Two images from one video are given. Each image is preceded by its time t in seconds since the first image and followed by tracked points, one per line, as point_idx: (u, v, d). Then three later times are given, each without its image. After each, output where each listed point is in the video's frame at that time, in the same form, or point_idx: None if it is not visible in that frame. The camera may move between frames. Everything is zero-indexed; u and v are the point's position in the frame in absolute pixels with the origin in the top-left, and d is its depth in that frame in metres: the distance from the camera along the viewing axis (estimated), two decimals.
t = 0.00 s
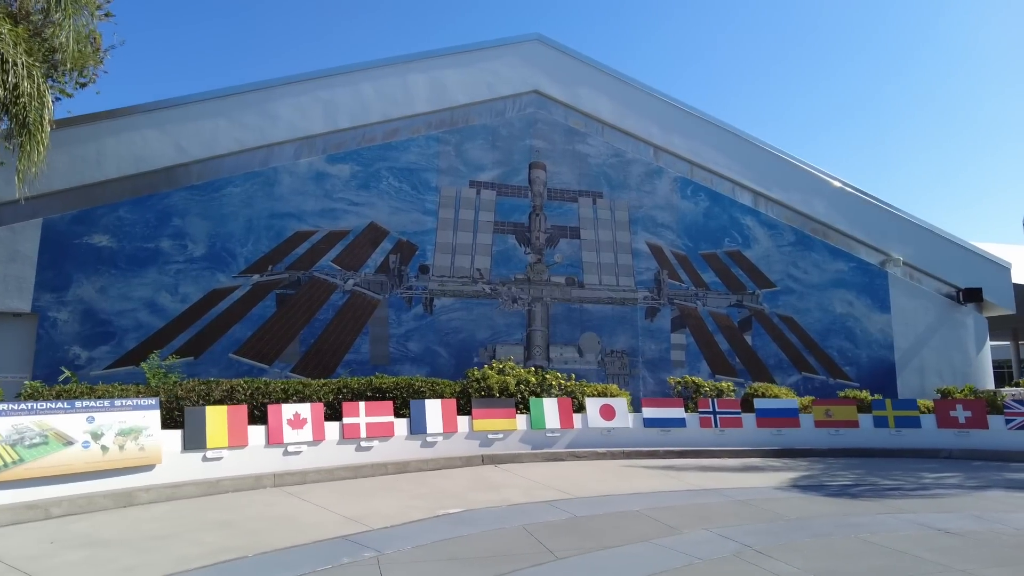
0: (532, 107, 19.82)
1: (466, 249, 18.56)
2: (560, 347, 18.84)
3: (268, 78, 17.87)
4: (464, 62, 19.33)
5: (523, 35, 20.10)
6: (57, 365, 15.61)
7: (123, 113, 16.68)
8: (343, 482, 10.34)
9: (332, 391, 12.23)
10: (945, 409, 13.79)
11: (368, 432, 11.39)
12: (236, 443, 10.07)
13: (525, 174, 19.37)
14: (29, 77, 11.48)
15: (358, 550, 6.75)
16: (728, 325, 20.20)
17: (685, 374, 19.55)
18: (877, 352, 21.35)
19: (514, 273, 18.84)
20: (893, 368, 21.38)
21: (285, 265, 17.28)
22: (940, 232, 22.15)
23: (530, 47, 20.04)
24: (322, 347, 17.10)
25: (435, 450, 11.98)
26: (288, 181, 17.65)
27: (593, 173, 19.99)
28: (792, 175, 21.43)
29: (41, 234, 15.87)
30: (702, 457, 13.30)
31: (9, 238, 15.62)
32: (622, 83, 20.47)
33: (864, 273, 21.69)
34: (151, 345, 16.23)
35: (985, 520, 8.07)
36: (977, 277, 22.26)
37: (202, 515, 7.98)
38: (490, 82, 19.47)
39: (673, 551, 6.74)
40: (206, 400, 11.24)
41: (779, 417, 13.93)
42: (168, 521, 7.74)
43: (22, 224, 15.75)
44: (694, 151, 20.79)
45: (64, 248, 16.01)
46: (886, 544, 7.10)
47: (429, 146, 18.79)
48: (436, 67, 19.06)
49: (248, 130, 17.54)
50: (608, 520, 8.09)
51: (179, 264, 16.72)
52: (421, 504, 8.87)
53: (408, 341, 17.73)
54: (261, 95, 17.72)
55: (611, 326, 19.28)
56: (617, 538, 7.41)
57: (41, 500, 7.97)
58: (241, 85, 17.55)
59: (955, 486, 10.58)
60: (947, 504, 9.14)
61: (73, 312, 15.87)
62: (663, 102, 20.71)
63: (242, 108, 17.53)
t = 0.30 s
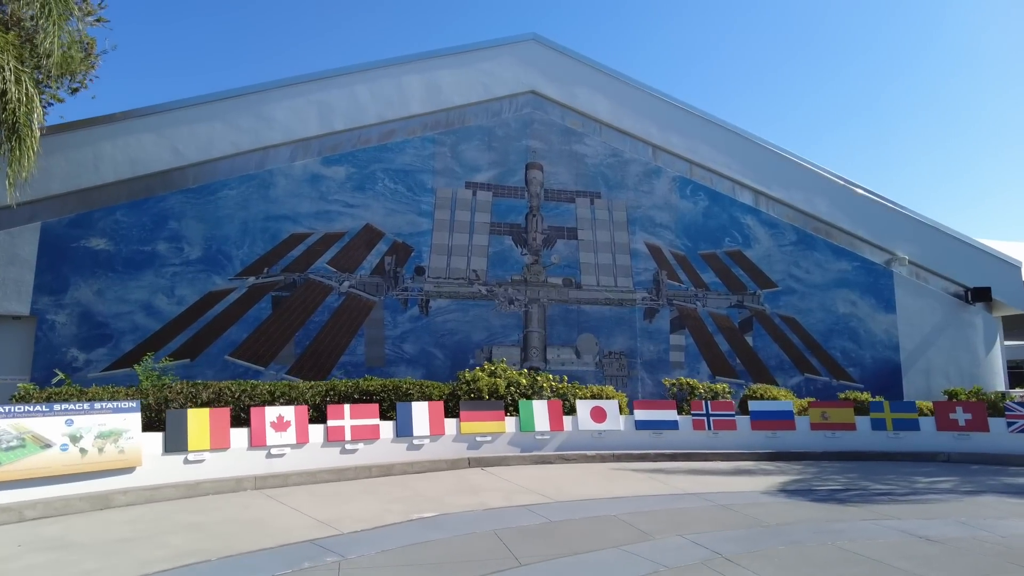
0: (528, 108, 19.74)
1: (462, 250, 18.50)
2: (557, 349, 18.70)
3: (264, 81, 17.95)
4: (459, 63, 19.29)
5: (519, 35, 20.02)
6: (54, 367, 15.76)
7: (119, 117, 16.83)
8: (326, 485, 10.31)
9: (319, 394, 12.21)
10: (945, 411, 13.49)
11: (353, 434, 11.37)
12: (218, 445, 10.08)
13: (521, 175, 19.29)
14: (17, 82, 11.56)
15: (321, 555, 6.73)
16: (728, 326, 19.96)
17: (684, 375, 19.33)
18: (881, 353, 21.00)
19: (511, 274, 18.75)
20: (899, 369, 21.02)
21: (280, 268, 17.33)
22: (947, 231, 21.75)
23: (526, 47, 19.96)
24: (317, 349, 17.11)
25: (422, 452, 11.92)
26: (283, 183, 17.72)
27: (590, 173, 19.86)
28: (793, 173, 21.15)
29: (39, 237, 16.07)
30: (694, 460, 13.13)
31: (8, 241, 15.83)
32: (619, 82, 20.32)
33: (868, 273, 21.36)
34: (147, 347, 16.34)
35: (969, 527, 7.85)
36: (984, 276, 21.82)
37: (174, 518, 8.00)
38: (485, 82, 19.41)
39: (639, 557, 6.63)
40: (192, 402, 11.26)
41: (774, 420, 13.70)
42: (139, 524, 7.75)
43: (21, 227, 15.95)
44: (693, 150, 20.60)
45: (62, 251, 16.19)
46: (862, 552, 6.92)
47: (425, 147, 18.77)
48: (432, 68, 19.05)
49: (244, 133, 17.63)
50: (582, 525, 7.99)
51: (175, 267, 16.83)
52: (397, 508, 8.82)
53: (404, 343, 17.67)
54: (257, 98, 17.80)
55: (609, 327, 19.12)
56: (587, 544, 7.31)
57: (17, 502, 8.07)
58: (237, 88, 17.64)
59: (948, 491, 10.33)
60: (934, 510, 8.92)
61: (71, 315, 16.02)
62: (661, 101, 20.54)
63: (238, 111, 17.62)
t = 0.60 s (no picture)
0: (523, 104, 19.57)
1: (456, 247, 18.38)
2: (552, 346, 18.54)
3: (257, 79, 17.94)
4: (454, 59, 19.17)
5: (515, 30, 19.85)
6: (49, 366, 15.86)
7: (113, 116, 16.88)
8: (303, 483, 10.30)
9: (303, 392, 12.12)
10: (942, 410, 13.18)
11: (334, 432, 11.31)
12: (197, 442, 10.06)
13: (516, 172, 19.14)
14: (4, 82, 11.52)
15: (281, 554, 6.64)
16: (727, 323, 19.67)
17: (681, 373, 19.08)
18: (884, 350, 20.63)
19: (505, 271, 18.62)
20: (902, 367, 20.64)
21: (273, 266, 17.33)
22: (952, 226, 21.32)
23: (522, 42, 19.79)
24: (309, 347, 17.07)
25: (406, 451, 11.82)
26: (276, 182, 17.71)
27: (586, 169, 19.66)
28: (794, 168, 20.81)
29: (34, 236, 16.16)
30: (684, 459, 12.92)
31: (3, 241, 15.93)
32: (616, 77, 20.09)
33: (871, 269, 20.98)
34: (141, 345, 16.39)
35: (953, 529, 7.59)
36: (991, 272, 21.37)
37: (143, 514, 7.96)
38: (480, 79, 19.27)
39: (603, 558, 6.48)
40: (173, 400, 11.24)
41: (767, 418, 13.45)
42: (107, 521, 7.72)
43: (15, 227, 16.05)
44: (691, 146, 20.34)
45: (56, 250, 16.27)
46: (836, 553, 6.71)
47: (419, 144, 18.67)
48: (426, 64, 18.94)
49: (237, 131, 17.64)
50: (553, 524, 7.85)
51: (169, 265, 16.88)
52: (370, 507, 8.71)
53: (397, 341, 17.59)
54: (250, 96, 17.80)
55: (605, 325, 18.93)
56: (554, 543, 7.17)
57: None
58: (230, 87, 17.65)
59: (939, 492, 10.05)
60: (920, 510, 8.68)
61: (65, 313, 16.09)
62: (659, 96, 20.28)
63: (231, 110, 17.62)
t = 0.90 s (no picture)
0: (516, 102, 19.40)
1: (448, 247, 18.23)
2: (545, 347, 18.35)
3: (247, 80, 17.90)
4: (446, 57, 19.04)
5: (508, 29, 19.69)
6: (39, 367, 15.89)
7: (104, 117, 16.89)
8: (280, 486, 10.24)
9: (285, 395, 12.02)
10: (937, 413, 12.90)
11: (314, 435, 11.23)
12: (173, 445, 10.01)
13: (509, 171, 18.96)
14: None
15: (237, 561, 6.54)
16: (723, 323, 19.41)
17: (677, 374, 18.83)
18: (885, 351, 20.29)
19: (497, 271, 18.45)
20: (903, 367, 20.28)
21: (263, 266, 17.30)
22: (955, 224, 20.95)
23: (514, 40, 19.62)
24: (299, 348, 17.01)
25: (387, 453, 11.71)
26: (267, 182, 17.66)
27: (579, 168, 19.45)
28: (792, 166, 20.50)
29: (25, 238, 16.21)
30: (671, 462, 12.71)
31: None
32: (610, 75, 19.88)
33: (871, 268, 20.65)
34: (131, 346, 16.39)
35: (932, 539, 7.36)
36: (995, 271, 20.98)
37: (109, 519, 7.89)
38: (472, 77, 19.12)
39: (563, 568, 6.31)
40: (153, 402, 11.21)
41: (757, 421, 13.22)
42: (70, 525, 7.65)
43: (6, 228, 16.10)
44: (686, 144, 20.08)
45: (47, 251, 16.31)
46: (806, 563, 6.51)
47: (410, 143, 18.56)
48: (418, 63, 18.82)
49: (228, 132, 17.60)
50: (521, 531, 7.69)
51: (159, 266, 16.87)
52: (340, 512, 8.59)
53: (388, 342, 17.45)
54: (241, 96, 17.76)
55: (598, 325, 18.73)
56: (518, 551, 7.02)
57: None
58: (221, 87, 17.62)
59: (927, 498, 9.79)
60: (903, 518, 8.44)
61: (55, 314, 16.13)
62: (655, 94, 20.04)
63: (222, 110, 17.59)
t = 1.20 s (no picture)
0: (509, 100, 19.30)
1: (439, 246, 18.14)
2: (537, 347, 18.21)
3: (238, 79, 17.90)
4: (438, 56, 18.96)
5: (500, 27, 19.59)
6: (31, 366, 15.97)
7: (96, 118, 16.96)
8: (256, 485, 10.21)
9: (267, 394, 11.97)
10: (929, 413, 12.67)
11: (293, 434, 11.21)
12: (150, 444, 10.00)
13: (501, 170, 18.86)
14: None
15: (194, 561, 6.48)
16: (718, 323, 19.20)
17: (671, 374, 18.64)
18: (884, 350, 20.00)
19: (489, 271, 18.34)
20: (902, 368, 19.99)
21: (254, 266, 17.32)
22: (955, 222, 20.63)
23: (507, 39, 19.51)
24: (290, 348, 16.99)
25: (368, 453, 11.64)
26: (258, 181, 17.68)
27: (572, 167, 19.32)
28: (789, 163, 20.26)
29: (18, 238, 16.31)
30: (657, 463, 12.56)
31: None
32: (604, 73, 19.73)
33: (869, 267, 20.37)
34: (122, 345, 16.42)
35: (908, 542, 7.17)
36: (996, 270, 20.67)
37: (76, 518, 7.85)
38: (464, 76, 19.02)
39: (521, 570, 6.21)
40: (134, 401, 11.21)
41: (746, 421, 13.02)
42: (36, 524, 7.62)
43: None
44: (681, 141, 19.89)
45: (39, 251, 16.39)
46: (772, 567, 6.36)
47: (401, 142, 18.50)
48: (409, 62, 18.76)
49: (219, 132, 17.62)
50: (488, 533, 7.58)
51: (150, 266, 16.91)
52: (310, 513, 8.52)
53: (378, 341, 17.37)
54: (232, 96, 17.77)
55: (592, 324, 18.58)
56: (481, 553, 6.92)
57: None
58: (212, 87, 17.64)
59: (911, 501, 9.59)
60: (882, 521, 8.26)
61: (47, 314, 16.20)
62: (649, 91, 19.87)
63: (213, 109, 17.61)
